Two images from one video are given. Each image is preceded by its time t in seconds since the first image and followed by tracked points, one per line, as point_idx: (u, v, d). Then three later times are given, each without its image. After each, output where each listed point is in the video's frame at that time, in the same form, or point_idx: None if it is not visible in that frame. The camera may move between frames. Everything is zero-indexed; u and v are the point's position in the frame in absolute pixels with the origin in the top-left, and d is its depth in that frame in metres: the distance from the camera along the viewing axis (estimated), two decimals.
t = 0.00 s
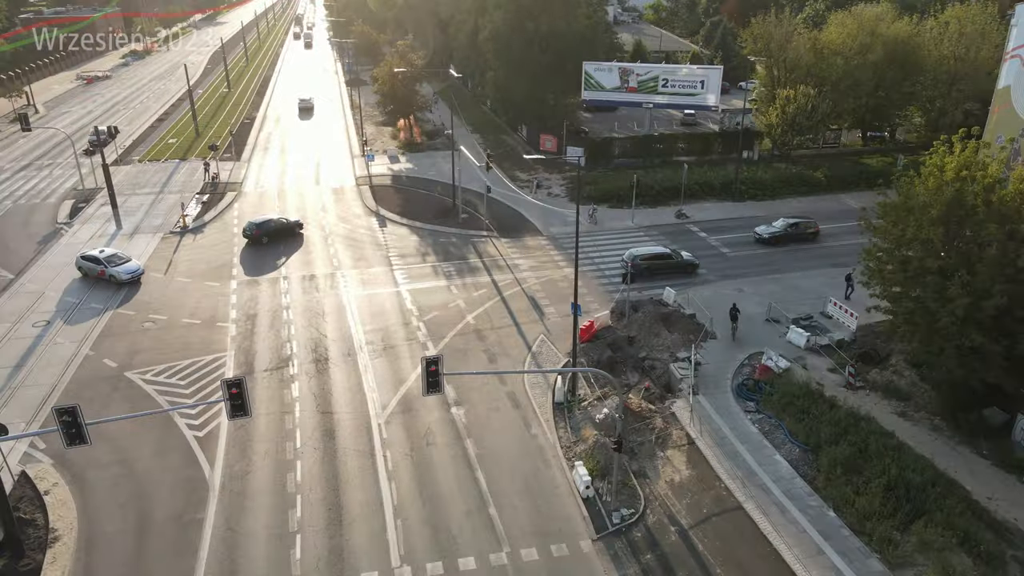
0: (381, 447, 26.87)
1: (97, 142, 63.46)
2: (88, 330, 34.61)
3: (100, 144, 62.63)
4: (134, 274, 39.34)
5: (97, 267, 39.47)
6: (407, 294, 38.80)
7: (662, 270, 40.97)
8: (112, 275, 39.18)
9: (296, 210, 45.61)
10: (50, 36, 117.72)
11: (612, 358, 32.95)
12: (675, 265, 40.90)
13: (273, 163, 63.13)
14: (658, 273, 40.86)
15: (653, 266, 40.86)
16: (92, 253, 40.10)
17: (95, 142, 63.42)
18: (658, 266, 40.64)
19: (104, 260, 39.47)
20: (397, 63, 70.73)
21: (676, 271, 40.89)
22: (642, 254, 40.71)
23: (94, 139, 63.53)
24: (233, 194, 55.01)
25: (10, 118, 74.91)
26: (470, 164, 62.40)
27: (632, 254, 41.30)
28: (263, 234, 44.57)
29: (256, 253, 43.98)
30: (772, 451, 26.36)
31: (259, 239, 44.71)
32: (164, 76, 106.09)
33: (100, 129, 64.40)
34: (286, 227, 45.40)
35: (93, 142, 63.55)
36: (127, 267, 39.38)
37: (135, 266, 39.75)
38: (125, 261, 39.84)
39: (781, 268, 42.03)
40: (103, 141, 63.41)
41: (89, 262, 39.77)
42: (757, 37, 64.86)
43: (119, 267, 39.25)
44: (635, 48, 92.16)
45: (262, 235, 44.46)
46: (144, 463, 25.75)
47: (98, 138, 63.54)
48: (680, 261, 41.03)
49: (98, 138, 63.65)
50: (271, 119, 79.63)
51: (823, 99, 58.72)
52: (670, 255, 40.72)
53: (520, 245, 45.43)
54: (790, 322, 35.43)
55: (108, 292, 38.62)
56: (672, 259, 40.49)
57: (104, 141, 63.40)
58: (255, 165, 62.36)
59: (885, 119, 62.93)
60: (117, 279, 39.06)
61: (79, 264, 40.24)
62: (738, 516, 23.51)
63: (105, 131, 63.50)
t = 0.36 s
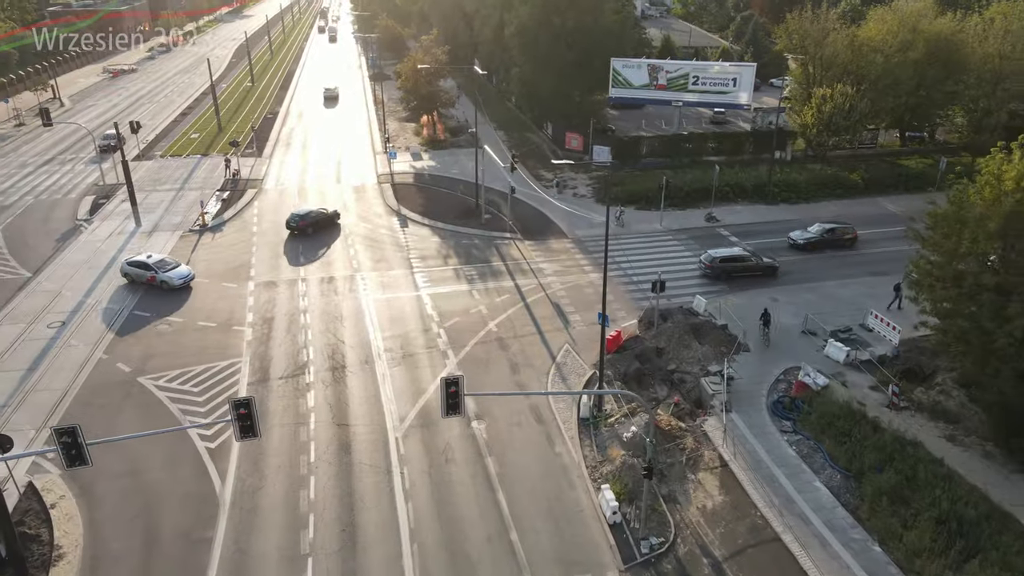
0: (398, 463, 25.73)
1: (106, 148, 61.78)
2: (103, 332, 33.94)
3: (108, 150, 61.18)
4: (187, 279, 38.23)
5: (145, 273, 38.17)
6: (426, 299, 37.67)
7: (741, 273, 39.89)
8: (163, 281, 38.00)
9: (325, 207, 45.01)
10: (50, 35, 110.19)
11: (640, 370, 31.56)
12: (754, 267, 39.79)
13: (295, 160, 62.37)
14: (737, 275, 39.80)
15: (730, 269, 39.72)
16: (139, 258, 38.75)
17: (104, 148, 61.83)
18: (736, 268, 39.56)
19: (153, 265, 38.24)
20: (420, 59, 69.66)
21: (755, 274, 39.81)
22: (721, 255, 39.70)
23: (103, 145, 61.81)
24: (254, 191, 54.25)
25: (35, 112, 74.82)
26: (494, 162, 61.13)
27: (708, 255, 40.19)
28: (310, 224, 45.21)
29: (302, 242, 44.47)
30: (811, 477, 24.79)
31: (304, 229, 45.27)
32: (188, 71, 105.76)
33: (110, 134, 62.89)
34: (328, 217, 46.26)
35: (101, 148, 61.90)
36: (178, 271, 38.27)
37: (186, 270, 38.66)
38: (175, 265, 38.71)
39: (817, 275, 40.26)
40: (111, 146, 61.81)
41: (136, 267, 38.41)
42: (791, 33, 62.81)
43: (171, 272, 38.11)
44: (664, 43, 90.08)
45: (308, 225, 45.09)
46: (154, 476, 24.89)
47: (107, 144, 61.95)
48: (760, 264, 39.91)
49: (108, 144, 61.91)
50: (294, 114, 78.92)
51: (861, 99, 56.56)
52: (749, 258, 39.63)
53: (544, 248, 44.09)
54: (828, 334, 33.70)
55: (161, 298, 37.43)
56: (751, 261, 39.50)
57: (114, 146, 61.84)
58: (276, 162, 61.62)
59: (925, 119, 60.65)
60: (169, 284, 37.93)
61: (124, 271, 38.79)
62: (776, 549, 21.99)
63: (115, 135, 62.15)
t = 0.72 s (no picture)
0: (414, 481, 24.60)
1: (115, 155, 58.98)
2: (117, 334, 33.20)
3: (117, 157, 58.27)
4: (243, 285, 36.74)
5: (200, 280, 36.57)
6: (447, 304, 36.49)
7: (828, 277, 38.56)
8: (219, 288, 36.44)
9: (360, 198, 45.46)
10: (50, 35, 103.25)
11: (668, 385, 30.13)
12: (840, 271, 38.44)
13: (316, 156, 61.54)
14: (823, 279, 38.51)
15: (816, 273, 38.43)
16: (191, 264, 37.08)
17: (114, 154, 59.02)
18: (821, 272, 38.25)
19: (207, 271, 36.61)
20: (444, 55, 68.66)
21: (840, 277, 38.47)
22: (805, 259, 38.39)
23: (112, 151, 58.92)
24: (274, 189, 53.42)
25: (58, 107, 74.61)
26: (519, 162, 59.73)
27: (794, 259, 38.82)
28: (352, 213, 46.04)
29: (345, 232, 45.24)
30: (854, 507, 23.24)
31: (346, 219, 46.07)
32: (213, 65, 105.34)
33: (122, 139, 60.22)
34: (364, 207, 47.10)
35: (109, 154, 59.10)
36: (234, 277, 36.71)
37: (241, 276, 37.11)
38: (229, 271, 37.11)
39: (855, 285, 38.46)
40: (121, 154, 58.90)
41: (189, 274, 36.80)
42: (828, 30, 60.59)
43: (226, 279, 36.55)
44: (693, 39, 87.99)
45: (349, 215, 45.92)
46: (163, 490, 24.03)
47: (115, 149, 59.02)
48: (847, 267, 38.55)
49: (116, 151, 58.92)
50: (317, 110, 78.16)
51: (901, 99, 54.32)
52: (835, 262, 38.22)
53: (569, 252, 42.71)
54: (868, 350, 31.95)
55: (217, 306, 35.87)
56: (837, 264, 38.15)
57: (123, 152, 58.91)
58: (297, 159, 60.83)
59: (967, 120, 58.21)
60: (225, 291, 36.38)
61: (175, 278, 37.13)
62: None
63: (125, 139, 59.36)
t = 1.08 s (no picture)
0: (431, 505, 23.40)
1: (123, 163, 55.75)
2: (131, 340, 32.47)
3: (124, 166, 55.10)
4: (306, 293, 35.69)
5: (260, 289, 35.31)
6: (467, 313, 35.30)
7: (924, 285, 37.24)
8: (281, 297, 35.28)
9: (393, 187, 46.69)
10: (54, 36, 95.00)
11: (698, 404, 28.67)
12: (936, 279, 37.11)
13: (338, 155, 60.68)
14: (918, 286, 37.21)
15: (913, 281, 37.08)
16: (249, 273, 35.79)
17: (121, 162, 55.70)
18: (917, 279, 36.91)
19: (268, 280, 35.39)
20: (469, 53, 67.73)
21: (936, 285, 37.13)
22: (901, 267, 37.01)
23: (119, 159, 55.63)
24: (294, 188, 52.58)
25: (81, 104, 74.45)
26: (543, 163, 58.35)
27: (887, 266, 37.41)
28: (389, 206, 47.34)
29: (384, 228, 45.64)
30: (900, 544, 21.66)
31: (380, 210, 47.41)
32: (237, 61, 104.82)
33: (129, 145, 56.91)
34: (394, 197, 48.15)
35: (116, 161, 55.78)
36: (294, 286, 35.59)
37: (301, 284, 36.00)
38: (289, 280, 35.98)
39: (895, 298, 36.62)
40: (128, 162, 55.70)
41: (248, 284, 35.51)
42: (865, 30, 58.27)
43: (287, 287, 35.40)
44: (723, 36, 85.92)
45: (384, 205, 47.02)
46: (170, 510, 23.06)
47: (122, 157, 55.73)
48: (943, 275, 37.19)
49: (123, 160, 55.66)
50: (340, 107, 77.35)
51: (943, 101, 52.17)
52: (932, 269, 36.91)
53: (594, 258, 41.36)
54: (912, 369, 30.21)
55: (277, 316, 34.72)
56: (933, 273, 36.85)
57: (130, 160, 55.61)
58: (318, 157, 60.01)
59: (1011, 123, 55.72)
60: (286, 300, 35.25)
61: (233, 288, 35.78)
62: None
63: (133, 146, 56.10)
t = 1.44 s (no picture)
0: (447, 533, 22.21)
1: (128, 176, 52.64)
2: (144, 348, 31.62)
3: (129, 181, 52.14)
4: (374, 305, 34.39)
5: (326, 301, 33.84)
6: (488, 323, 34.12)
7: None
8: (347, 309, 33.86)
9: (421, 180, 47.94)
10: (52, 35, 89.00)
11: (730, 427, 27.16)
12: None
13: (359, 156, 59.79)
14: None
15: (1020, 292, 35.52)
16: (314, 285, 34.30)
17: (126, 175, 52.53)
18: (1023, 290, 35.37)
19: (334, 292, 33.95)
20: (493, 52, 66.03)
21: None
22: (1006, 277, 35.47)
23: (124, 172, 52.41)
24: (314, 190, 51.75)
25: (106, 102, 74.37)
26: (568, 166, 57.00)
27: (991, 278, 35.88)
28: (420, 199, 49.08)
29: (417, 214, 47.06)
30: None
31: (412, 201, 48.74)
32: (260, 59, 104.34)
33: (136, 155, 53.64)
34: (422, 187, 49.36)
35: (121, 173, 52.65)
36: (360, 298, 34.20)
37: (366, 296, 34.64)
38: (355, 292, 34.58)
39: (938, 314, 34.81)
40: (133, 176, 52.59)
41: (312, 296, 34.01)
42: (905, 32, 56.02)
43: (353, 299, 33.99)
44: (754, 35, 83.76)
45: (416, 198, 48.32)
46: (177, 532, 22.11)
47: (128, 168, 52.54)
48: None
49: (128, 173, 52.53)
50: (362, 106, 76.55)
51: (987, 106, 49.96)
52: None
53: (620, 267, 39.93)
54: (959, 393, 28.47)
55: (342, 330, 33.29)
56: None
57: (135, 175, 52.54)
58: (339, 158, 59.15)
59: None
60: (353, 313, 33.83)
61: (296, 301, 34.25)
62: None
63: (141, 159, 52.94)
